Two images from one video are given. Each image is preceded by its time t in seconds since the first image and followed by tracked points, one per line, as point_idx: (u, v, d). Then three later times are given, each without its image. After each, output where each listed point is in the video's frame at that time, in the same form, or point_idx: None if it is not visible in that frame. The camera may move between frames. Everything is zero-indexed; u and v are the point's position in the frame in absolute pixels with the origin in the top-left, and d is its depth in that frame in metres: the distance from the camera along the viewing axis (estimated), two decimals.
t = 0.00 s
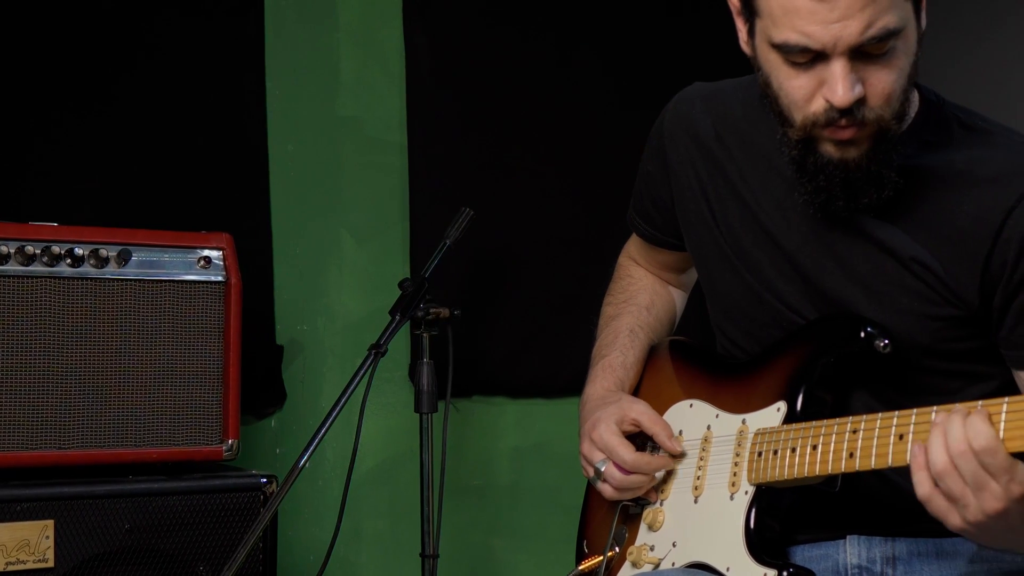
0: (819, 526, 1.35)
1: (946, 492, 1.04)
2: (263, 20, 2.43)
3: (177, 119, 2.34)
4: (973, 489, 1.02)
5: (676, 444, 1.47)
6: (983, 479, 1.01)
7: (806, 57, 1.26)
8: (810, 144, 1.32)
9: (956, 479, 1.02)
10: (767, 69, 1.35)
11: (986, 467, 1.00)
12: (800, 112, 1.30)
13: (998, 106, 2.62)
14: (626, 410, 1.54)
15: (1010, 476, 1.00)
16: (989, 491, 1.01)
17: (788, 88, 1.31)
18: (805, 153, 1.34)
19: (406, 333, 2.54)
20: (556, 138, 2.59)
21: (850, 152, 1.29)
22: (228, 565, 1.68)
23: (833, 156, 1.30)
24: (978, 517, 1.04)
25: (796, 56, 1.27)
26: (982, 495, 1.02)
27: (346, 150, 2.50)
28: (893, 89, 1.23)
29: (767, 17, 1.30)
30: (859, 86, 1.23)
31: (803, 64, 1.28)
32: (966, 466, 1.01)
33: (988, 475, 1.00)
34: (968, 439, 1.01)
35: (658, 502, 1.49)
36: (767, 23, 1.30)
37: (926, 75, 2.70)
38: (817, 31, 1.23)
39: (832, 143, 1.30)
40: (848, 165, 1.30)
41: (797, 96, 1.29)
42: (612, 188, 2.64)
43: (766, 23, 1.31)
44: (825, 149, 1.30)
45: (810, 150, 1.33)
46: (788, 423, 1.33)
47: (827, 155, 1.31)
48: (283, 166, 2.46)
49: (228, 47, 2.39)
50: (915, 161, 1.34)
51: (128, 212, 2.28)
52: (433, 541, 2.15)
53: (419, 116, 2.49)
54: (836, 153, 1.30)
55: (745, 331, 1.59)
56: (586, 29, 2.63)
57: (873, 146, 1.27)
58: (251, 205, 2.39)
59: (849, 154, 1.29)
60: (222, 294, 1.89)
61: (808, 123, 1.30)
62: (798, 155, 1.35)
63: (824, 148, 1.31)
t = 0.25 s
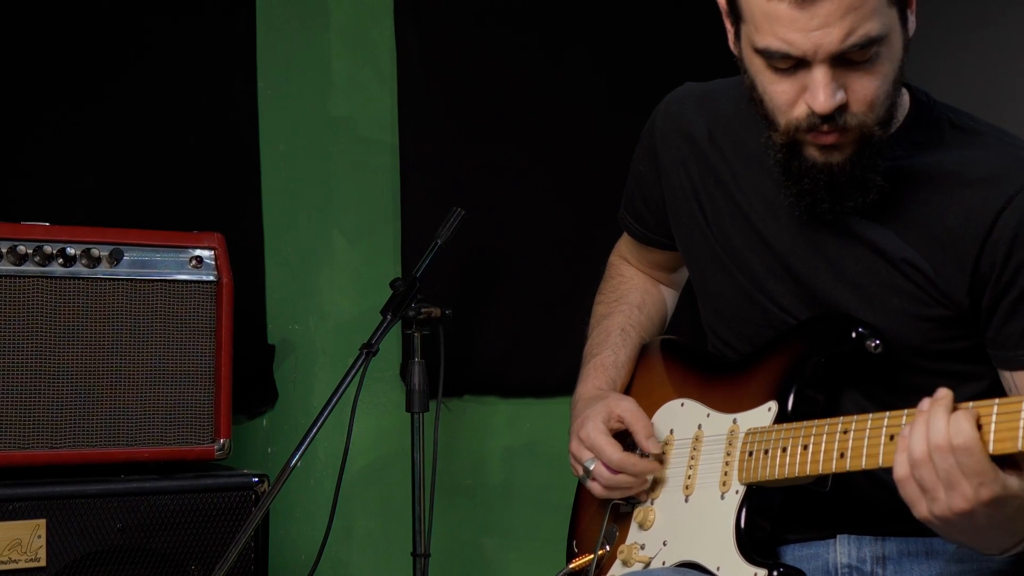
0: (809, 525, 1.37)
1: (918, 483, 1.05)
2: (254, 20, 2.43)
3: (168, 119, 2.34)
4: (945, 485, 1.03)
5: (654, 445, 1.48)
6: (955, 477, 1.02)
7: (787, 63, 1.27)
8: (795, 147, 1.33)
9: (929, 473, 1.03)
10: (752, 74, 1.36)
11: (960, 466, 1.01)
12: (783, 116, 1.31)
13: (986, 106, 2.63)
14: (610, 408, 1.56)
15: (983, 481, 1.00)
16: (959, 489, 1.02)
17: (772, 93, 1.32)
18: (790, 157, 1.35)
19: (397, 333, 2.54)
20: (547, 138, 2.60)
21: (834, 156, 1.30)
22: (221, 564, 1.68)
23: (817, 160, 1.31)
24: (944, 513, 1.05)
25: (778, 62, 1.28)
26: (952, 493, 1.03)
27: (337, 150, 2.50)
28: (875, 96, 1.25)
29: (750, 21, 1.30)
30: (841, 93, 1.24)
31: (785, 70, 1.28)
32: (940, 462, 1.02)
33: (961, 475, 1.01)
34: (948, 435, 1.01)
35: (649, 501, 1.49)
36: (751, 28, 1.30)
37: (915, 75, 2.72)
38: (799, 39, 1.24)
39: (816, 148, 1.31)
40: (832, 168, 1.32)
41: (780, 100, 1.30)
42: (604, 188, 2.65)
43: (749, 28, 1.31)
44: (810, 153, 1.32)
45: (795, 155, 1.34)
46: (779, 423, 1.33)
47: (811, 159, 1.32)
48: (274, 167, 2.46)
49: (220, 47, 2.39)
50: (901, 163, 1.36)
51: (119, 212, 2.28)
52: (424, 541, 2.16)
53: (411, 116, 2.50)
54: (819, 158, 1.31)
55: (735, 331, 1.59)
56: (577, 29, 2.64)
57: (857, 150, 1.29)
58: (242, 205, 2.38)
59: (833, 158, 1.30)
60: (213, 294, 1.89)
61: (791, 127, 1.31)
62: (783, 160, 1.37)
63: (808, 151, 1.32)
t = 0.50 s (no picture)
0: (801, 524, 1.38)
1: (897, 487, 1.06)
2: (246, 20, 2.43)
3: (160, 119, 2.34)
4: (924, 492, 1.03)
5: (638, 445, 1.49)
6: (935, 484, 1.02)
7: (776, 53, 1.28)
8: (783, 140, 1.34)
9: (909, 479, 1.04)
10: (743, 65, 1.37)
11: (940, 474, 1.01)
12: (772, 108, 1.32)
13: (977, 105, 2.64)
14: (600, 409, 1.56)
15: (962, 490, 1.01)
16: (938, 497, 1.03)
17: (761, 84, 1.33)
18: (779, 150, 1.36)
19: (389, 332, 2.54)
20: (539, 137, 2.60)
21: (822, 150, 1.31)
22: (211, 563, 1.68)
23: (805, 153, 1.32)
24: (922, 519, 1.06)
25: (767, 52, 1.29)
26: (930, 500, 1.03)
27: (329, 150, 2.50)
28: (864, 91, 1.26)
29: (741, 12, 1.31)
30: (829, 86, 1.25)
31: (773, 61, 1.30)
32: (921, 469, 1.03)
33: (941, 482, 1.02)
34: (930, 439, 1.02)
35: (641, 501, 1.50)
36: (743, 19, 1.31)
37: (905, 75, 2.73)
38: (787, 30, 1.25)
39: (804, 141, 1.32)
40: (820, 162, 1.32)
41: (769, 92, 1.31)
42: (596, 187, 2.65)
43: (741, 19, 1.32)
44: (798, 146, 1.33)
45: (783, 147, 1.35)
46: (769, 422, 1.34)
47: (799, 152, 1.33)
48: (265, 167, 2.47)
49: (211, 46, 2.39)
50: (890, 160, 1.37)
51: (111, 212, 2.28)
52: (415, 540, 2.16)
53: (402, 116, 2.50)
54: (808, 151, 1.32)
55: (726, 328, 1.59)
56: (569, 29, 2.65)
57: (845, 145, 1.29)
58: (233, 205, 2.39)
59: (821, 152, 1.31)
60: (205, 294, 1.90)
61: (779, 119, 1.32)
62: (771, 152, 1.37)
63: (796, 144, 1.33)
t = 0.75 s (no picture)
0: (792, 523, 1.39)
1: (880, 494, 1.06)
2: (238, 19, 2.44)
3: (152, 118, 2.34)
4: (907, 502, 1.04)
5: (655, 418, 1.46)
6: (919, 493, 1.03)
7: (769, 47, 1.29)
8: (776, 135, 1.35)
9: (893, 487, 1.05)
10: (736, 60, 1.38)
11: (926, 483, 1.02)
12: (765, 103, 1.33)
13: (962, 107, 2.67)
14: (610, 387, 1.53)
15: (946, 502, 1.01)
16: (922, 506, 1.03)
17: (754, 79, 1.33)
18: (771, 145, 1.37)
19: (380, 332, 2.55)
20: (530, 138, 2.61)
21: (814, 145, 1.32)
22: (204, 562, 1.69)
23: (798, 148, 1.33)
24: (903, 527, 1.06)
25: (759, 45, 1.30)
26: (911, 510, 1.04)
27: (320, 150, 2.51)
28: (857, 85, 1.27)
29: (734, 5, 1.32)
30: (821, 80, 1.26)
31: (766, 54, 1.31)
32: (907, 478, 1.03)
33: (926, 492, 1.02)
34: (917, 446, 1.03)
35: (632, 497, 1.51)
36: (736, 12, 1.32)
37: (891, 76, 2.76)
38: (780, 22, 1.26)
39: (797, 136, 1.33)
40: (813, 158, 1.33)
41: (762, 86, 1.32)
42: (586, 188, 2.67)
43: (734, 13, 1.32)
44: (790, 141, 1.34)
45: (775, 142, 1.36)
46: (761, 421, 1.34)
47: (792, 147, 1.34)
48: (256, 167, 2.46)
49: (203, 47, 2.39)
50: (882, 157, 1.38)
51: (103, 211, 2.28)
52: (407, 538, 2.17)
53: (394, 116, 2.51)
54: (801, 146, 1.33)
55: (721, 328, 1.59)
56: (559, 30, 2.66)
57: (838, 138, 1.31)
58: (225, 204, 2.39)
59: (814, 147, 1.32)
60: (197, 294, 1.90)
61: (772, 114, 1.33)
62: (764, 147, 1.38)
63: (789, 140, 1.34)
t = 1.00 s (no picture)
0: (783, 522, 1.40)
1: (874, 490, 1.07)
2: (230, 20, 2.44)
3: (144, 118, 2.35)
4: (904, 505, 1.05)
5: (677, 446, 1.39)
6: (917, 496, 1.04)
7: (766, 43, 1.30)
8: (771, 133, 1.36)
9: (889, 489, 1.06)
10: (731, 59, 1.39)
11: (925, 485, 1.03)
12: (760, 100, 1.34)
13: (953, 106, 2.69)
14: (630, 418, 1.44)
15: (943, 506, 1.03)
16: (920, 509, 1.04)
17: (750, 76, 1.34)
18: (765, 143, 1.37)
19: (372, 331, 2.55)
20: (522, 137, 2.62)
21: (809, 142, 1.33)
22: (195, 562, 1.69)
23: (792, 146, 1.34)
24: (895, 528, 1.07)
25: (756, 42, 1.31)
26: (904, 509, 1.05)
27: (311, 150, 2.51)
28: (853, 82, 1.28)
29: (730, 3, 1.33)
30: (818, 76, 1.27)
31: (762, 50, 1.31)
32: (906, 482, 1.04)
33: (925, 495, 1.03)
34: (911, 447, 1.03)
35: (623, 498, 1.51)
36: (732, 10, 1.33)
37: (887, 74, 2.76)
38: (777, 17, 1.27)
39: (791, 133, 1.33)
40: (807, 156, 1.34)
41: (758, 83, 1.33)
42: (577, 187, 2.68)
43: (730, 9, 1.33)
44: (785, 139, 1.34)
45: (769, 140, 1.36)
46: (752, 421, 1.36)
47: (787, 145, 1.34)
48: (249, 166, 2.46)
49: (195, 46, 2.40)
50: (876, 157, 1.39)
51: (95, 210, 2.28)
52: (399, 537, 2.17)
53: (386, 115, 2.51)
54: (796, 144, 1.34)
55: (710, 329, 1.60)
56: (550, 30, 2.66)
57: (833, 136, 1.31)
58: (217, 204, 2.39)
59: (808, 145, 1.33)
60: (188, 293, 1.90)
61: (767, 111, 1.33)
62: (759, 145, 1.39)
63: (784, 137, 1.35)
